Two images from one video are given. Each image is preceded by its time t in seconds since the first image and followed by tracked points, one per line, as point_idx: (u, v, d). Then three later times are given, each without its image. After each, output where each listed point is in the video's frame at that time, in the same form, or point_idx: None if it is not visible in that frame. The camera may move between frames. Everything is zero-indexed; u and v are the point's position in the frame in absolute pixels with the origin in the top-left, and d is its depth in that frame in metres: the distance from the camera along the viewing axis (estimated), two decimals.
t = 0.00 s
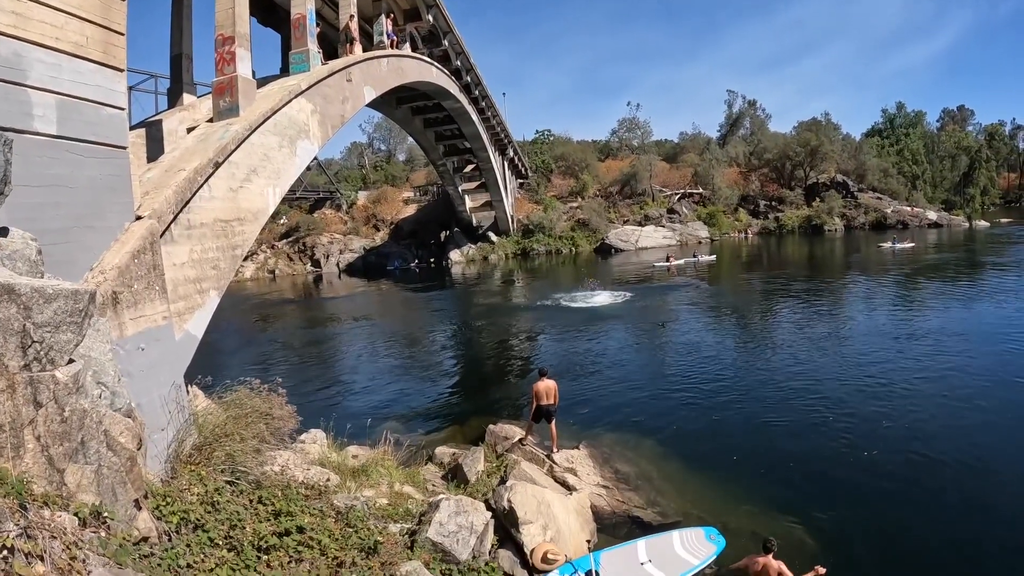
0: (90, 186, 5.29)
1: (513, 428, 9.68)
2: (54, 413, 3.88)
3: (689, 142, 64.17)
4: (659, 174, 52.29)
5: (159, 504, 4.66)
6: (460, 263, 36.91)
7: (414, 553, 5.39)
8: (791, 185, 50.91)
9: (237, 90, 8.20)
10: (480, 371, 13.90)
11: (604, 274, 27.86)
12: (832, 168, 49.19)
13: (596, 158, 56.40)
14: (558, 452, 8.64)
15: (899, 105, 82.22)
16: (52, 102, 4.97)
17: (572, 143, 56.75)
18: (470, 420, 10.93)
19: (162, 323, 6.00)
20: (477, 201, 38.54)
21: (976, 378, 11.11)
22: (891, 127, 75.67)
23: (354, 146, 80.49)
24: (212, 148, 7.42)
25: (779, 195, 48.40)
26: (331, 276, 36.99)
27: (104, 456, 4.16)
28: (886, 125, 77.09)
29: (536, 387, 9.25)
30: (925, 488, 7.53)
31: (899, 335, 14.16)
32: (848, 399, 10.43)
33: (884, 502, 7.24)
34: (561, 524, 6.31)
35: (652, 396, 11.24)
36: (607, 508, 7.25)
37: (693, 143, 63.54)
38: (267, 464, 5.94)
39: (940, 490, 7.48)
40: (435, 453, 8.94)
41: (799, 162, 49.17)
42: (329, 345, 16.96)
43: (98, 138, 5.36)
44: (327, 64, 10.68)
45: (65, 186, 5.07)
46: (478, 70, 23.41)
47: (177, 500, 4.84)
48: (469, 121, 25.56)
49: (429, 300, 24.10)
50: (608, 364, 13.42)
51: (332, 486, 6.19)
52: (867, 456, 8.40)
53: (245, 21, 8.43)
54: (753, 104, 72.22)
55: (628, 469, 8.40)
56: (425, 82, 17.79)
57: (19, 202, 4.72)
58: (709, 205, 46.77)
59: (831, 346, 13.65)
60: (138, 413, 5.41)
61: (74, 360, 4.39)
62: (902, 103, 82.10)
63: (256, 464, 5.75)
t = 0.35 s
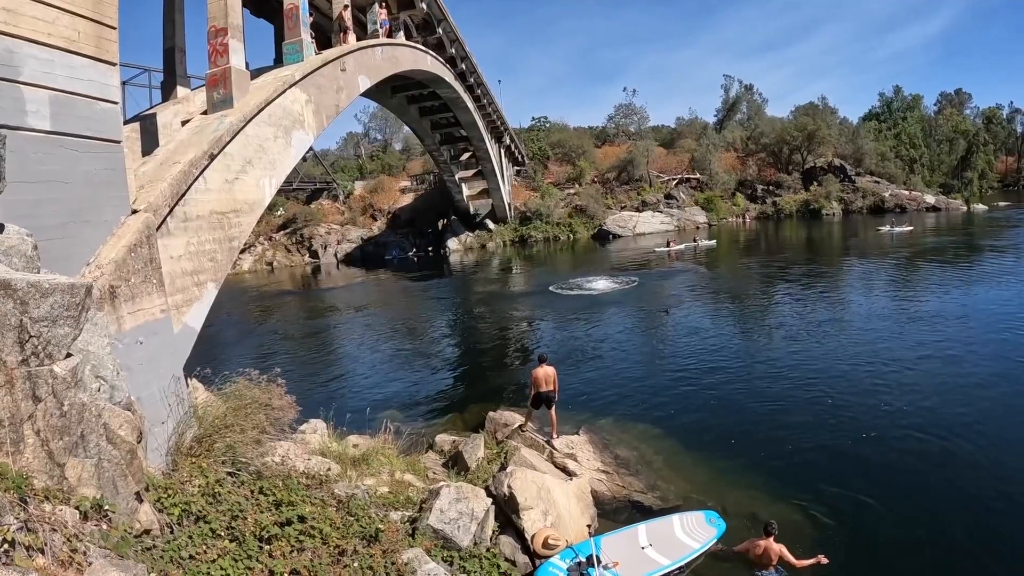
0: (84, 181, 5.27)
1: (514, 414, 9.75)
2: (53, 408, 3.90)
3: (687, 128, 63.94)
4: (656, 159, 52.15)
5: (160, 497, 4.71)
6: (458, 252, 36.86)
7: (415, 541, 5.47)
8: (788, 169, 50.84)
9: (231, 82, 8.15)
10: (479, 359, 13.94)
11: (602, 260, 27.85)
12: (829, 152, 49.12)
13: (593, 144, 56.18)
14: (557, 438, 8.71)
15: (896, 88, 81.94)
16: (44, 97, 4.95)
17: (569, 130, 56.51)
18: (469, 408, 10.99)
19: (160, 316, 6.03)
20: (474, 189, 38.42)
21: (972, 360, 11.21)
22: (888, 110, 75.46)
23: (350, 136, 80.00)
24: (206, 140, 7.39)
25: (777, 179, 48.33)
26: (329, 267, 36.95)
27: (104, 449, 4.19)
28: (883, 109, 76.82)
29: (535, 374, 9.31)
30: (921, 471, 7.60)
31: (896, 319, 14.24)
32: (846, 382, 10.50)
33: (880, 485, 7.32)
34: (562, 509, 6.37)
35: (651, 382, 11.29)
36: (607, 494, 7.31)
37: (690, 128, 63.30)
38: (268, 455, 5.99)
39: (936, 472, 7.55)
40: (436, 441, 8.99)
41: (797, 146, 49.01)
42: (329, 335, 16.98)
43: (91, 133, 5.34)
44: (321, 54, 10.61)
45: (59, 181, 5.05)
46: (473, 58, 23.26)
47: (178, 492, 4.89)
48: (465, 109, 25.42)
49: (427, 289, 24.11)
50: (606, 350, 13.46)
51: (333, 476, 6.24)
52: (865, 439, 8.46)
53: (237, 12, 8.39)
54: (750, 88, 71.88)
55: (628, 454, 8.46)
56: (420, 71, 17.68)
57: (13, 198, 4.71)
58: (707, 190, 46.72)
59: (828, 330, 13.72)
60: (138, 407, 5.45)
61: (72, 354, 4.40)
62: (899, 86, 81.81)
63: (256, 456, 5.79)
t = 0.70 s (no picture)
0: (84, 181, 5.26)
1: (516, 411, 9.74)
2: (56, 409, 3.90)
3: (686, 123, 63.81)
4: (656, 155, 52.07)
5: (164, 497, 4.71)
6: (459, 248, 36.82)
7: (418, 538, 5.48)
8: (788, 164, 50.72)
9: (230, 80, 8.12)
10: (481, 356, 13.92)
11: (603, 256, 27.82)
12: (829, 147, 49.01)
13: (593, 140, 56.10)
14: (560, 435, 8.71)
15: (895, 83, 81.76)
16: (44, 98, 4.94)
17: (568, 126, 56.42)
18: (471, 405, 10.99)
19: (162, 316, 6.02)
20: (474, 186, 38.37)
21: (974, 354, 11.20)
22: (888, 105, 75.27)
23: (349, 133, 79.84)
24: (206, 139, 7.38)
25: (777, 174, 48.24)
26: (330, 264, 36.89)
27: (107, 450, 4.18)
28: (883, 103, 76.61)
29: (537, 370, 9.30)
30: (924, 465, 7.60)
31: (897, 313, 14.22)
32: (848, 377, 10.48)
33: (883, 480, 7.31)
34: (565, 505, 6.36)
35: (653, 377, 11.27)
36: (610, 490, 7.31)
37: (690, 123, 63.18)
38: (271, 454, 5.99)
39: (938, 466, 7.54)
40: (438, 438, 8.98)
41: (797, 141, 48.89)
42: (330, 333, 16.96)
43: (91, 134, 5.33)
44: (320, 52, 10.58)
45: (59, 181, 5.04)
46: (472, 54, 23.20)
47: (182, 492, 4.89)
48: (465, 105, 25.34)
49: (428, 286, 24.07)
50: (608, 346, 13.45)
51: (336, 474, 6.24)
52: (868, 434, 8.44)
53: (236, 10, 8.35)
54: (749, 84, 71.74)
55: (630, 450, 8.45)
56: (419, 68, 17.63)
57: (13, 199, 4.70)
58: (707, 185, 46.64)
59: (829, 325, 13.71)
60: (141, 407, 5.46)
61: (74, 355, 4.40)
62: (897, 81, 81.67)
63: (259, 454, 5.79)
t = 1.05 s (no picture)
0: (88, 182, 5.28)
1: (518, 410, 9.76)
2: (62, 409, 3.91)
3: (689, 122, 63.68)
4: (658, 154, 52.00)
5: (169, 496, 4.72)
6: (461, 248, 36.84)
7: (422, 537, 5.49)
8: (791, 163, 50.59)
9: (233, 80, 8.14)
10: (484, 355, 13.93)
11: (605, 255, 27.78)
12: (832, 146, 48.87)
13: (595, 139, 56.04)
14: (562, 434, 8.72)
15: (897, 82, 81.41)
16: (48, 99, 4.96)
17: (571, 125, 56.38)
18: (474, 404, 11.01)
19: (166, 315, 6.05)
20: (476, 185, 38.37)
21: (978, 354, 11.16)
22: (891, 103, 74.94)
23: (352, 133, 79.89)
24: (209, 139, 7.40)
25: (780, 173, 48.12)
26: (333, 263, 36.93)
27: (113, 450, 4.20)
28: (886, 103, 76.26)
29: (540, 370, 9.30)
30: (926, 464, 7.58)
31: (900, 313, 14.18)
32: (851, 376, 10.45)
33: (887, 480, 7.30)
34: (567, 504, 6.36)
35: (655, 377, 11.27)
36: (612, 489, 7.32)
37: (693, 122, 63.08)
38: (275, 453, 6.01)
39: (943, 466, 7.51)
40: (441, 437, 9.00)
41: (800, 140, 48.77)
42: (333, 333, 17.00)
43: (95, 134, 5.35)
44: (323, 51, 10.59)
45: (64, 182, 5.07)
46: (475, 53, 23.19)
47: (186, 491, 4.90)
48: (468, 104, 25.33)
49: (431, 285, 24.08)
50: (611, 345, 13.45)
51: (340, 473, 6.26)
52: (870, 434, 8.43)
53: (239, 11, 8.36)
54: (752, 83, 71.62)
55: (632, 450, 8.45)
56: (422, 68, 17.64)
57: (19, 200, 4.73)
58: (710, 184, 46.55)
59: (832, 324, 13.68)
60: (145, 406, 5.49)
61: (81, 356, 4.42)
62: (900, 80, 81.37)
63: (262, 453, 5.81)
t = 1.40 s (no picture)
0: (97, 184, 5.31)
1: (527, 411, 9.73)
2: (73, 412, 3.91)
3: (697, 121, 63.38)
4: (667, 154, 51.79)
5: (178, 497, 4.73)
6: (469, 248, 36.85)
7: (431, 538, 5.48)
8: (799, 162, 50.25)
9: (241, 83, 8.18)
10: (492, 356, 13.90)
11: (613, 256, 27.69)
12: (840, 145, 48.48)
13: (603, 139, 55.89)
14: (571, 435, 8.68)
15: (906, 80, 80.61)
16: (57, 102, 4.99)
17: (579, 125, 56.30)
18: (483, 405, 11.00)
19: (175, 317, 6.07)
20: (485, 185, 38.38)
21: (991, 354, 11.01)
22: (899, 102, 74.23)
23: (359, 134, 80.15)
24: (218, 142, 7.43)
25: (788, 172, 47.77)
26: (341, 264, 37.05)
27: (123, 451, 4.21)
28: (894, 101, 75.52)
29: (549, 371, 9.27)
30: (939, 464, 7.49)
31: (911, 312, 14.03)
32: (863, 376, 10.35)
33: (900, 480, 7.20)
34: (576, 505, 6.32)
35: (664, 377, 11.20)
36: (621, 490, 7.27)
37: (701, 122, 62.80)
38: (284, 454, 6.02)
39: (957, 466, 7.41)
40: (450, 438, 8.99)
41: (808, 139, 48.41)
42: (342, 334, 17.05)
43: (104, 137, 5.38)
44: (331, 53, 10.61)
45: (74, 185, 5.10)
46: (482, 54, 23.19)
47: (195, 492, 4.92)
48: (475, 105, 25.31)
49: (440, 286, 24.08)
50: (619, 346, 13.39)
51: (348, 474, 6.26)
52: (883, 434, 8.33)
53: (247, 14, 8.39)
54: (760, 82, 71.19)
55: (641, 451, 8.40)
56: (429, 69, 17.65)
57: (29, 203, 4.75)
58: (718, 184, 46.29)
59: (842, 323, 13.56)
60: (155, 408, 5.51)
61: (90, 358, 4.43)
62: (908, 78, 80.56)
63: (272, 454, 5.82)
